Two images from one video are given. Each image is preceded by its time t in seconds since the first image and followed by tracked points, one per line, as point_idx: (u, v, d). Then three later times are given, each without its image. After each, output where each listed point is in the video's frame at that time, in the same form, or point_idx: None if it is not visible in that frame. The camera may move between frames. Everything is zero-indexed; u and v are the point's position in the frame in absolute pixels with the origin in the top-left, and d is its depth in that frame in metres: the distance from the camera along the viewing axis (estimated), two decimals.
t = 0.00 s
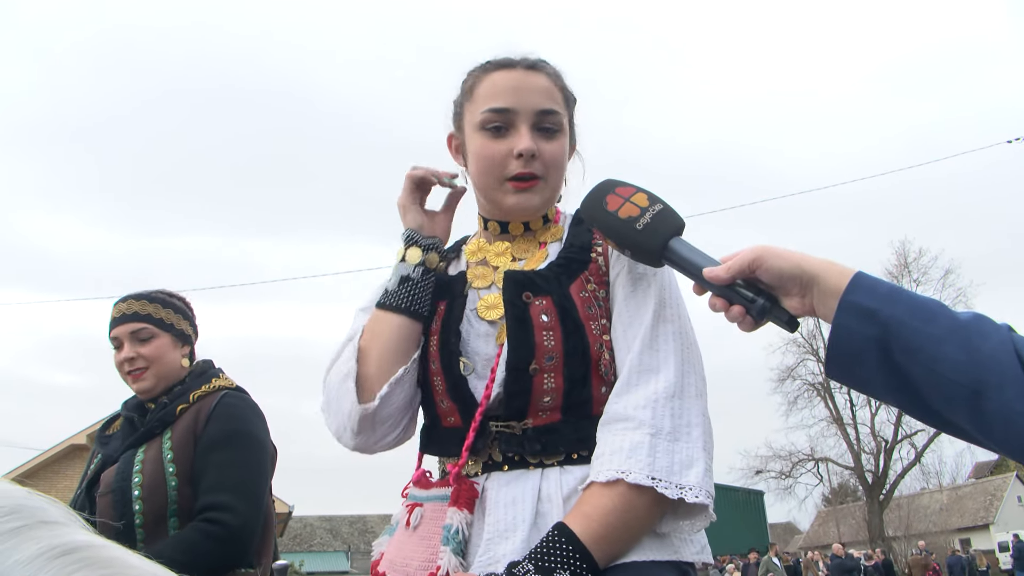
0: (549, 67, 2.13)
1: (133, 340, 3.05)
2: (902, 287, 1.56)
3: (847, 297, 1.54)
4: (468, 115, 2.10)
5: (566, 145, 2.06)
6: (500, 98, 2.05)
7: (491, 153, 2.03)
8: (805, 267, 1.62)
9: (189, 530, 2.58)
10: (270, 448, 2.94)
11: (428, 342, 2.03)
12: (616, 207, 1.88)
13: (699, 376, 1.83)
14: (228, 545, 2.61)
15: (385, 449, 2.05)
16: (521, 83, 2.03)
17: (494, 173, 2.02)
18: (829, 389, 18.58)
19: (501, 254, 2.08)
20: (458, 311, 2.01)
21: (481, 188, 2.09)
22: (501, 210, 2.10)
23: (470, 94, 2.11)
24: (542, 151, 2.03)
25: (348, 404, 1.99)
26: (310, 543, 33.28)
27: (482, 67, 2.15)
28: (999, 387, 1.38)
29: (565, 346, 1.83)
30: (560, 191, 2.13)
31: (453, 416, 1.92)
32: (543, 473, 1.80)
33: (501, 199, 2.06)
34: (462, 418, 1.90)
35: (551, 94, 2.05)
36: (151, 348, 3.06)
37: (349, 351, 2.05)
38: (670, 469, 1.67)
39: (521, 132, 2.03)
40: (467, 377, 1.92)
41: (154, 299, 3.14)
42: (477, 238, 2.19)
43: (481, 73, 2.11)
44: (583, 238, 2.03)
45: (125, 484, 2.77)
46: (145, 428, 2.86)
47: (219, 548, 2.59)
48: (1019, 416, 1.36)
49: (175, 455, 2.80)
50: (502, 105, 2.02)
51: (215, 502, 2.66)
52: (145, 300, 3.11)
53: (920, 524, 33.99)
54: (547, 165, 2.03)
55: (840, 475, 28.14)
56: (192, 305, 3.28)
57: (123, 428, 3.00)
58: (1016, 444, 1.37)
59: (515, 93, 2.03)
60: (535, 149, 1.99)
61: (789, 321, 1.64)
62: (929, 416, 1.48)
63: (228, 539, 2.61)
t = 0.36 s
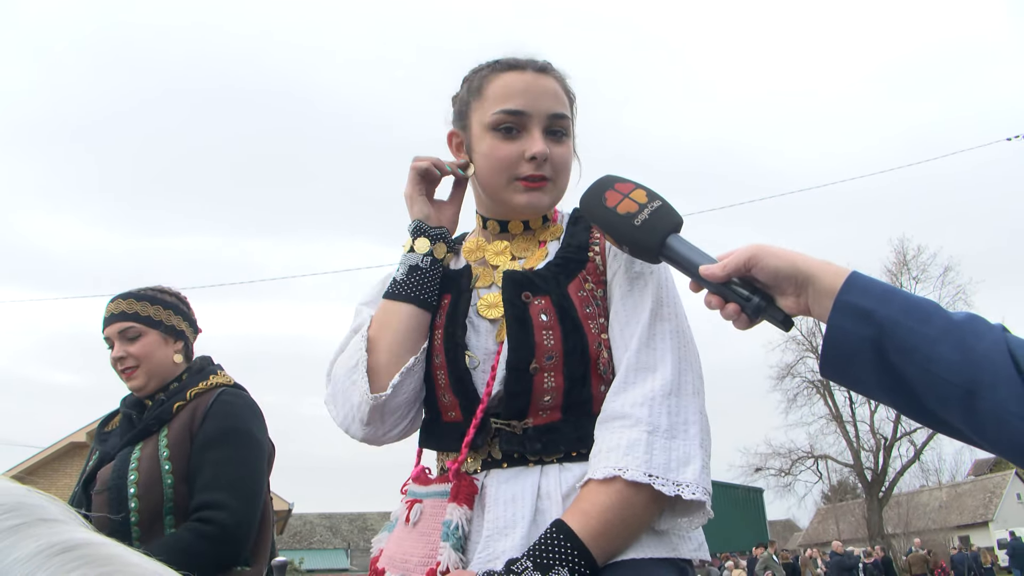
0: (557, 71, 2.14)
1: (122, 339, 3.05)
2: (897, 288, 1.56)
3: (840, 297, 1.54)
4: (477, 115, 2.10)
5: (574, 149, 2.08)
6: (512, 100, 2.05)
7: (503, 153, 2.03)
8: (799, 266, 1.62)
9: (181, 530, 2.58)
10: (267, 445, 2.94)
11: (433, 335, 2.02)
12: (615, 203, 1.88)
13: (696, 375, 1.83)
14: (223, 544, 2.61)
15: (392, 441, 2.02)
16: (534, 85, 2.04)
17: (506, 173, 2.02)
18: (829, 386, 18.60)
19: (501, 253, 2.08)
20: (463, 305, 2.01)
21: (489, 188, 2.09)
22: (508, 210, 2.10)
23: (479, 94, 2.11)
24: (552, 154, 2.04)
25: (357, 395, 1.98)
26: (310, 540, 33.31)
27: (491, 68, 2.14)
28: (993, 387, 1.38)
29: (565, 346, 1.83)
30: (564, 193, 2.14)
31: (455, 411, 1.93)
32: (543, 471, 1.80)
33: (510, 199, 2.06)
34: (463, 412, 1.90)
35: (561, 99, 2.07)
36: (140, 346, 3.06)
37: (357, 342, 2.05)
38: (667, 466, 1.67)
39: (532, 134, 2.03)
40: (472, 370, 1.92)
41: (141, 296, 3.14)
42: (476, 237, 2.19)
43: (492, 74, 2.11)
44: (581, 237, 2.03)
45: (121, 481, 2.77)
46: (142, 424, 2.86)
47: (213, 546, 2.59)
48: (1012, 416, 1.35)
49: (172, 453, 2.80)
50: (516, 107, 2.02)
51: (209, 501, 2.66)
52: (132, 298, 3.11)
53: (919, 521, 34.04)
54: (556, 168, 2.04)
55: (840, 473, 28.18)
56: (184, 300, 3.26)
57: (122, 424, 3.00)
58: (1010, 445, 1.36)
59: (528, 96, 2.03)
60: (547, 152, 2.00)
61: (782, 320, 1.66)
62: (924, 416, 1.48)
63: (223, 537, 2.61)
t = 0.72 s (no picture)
0: (559, 71, 2.13)
1: (121, 333, 3.07)
2: (893, 286, 1.55)
3: (835, 296, 1.54)
4: (479, 115, 2.10)
5: (575, 150, 2.08)
6: (513, 101, 2.05)
7: (503, 154, 2.04)
8: (794, 264, 1.62)
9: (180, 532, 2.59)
10: (267, 445, 2.95)
11: (434, 333, 2.03)
12: (611, 203, 1.89)
13: (696, 376, 1.84)
14: (223, 544, 2.61)
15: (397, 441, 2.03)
16: (535, 86, 2.04)
17: (506, 174, 2.03)
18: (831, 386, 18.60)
19: (502, 252, 2.08)
20: (463, 304, 2.01)
21: (490, 188, 2.09)
22: (509, 210, 2.11)
23: (481, 94, 2.11)
24: (552, 155, 2.04)
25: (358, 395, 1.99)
26: (312, 540, 33.34)
27: (494, 67, 2.14)
28: (986, 385, 1.38)
29: (565, 345, 1.84)
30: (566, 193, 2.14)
31: (456, 409, 1.93)
32: (543, 469, 1.80)
33: (510, 199, 2.07)
34: (464, 410, 1.91)
35: (562, 100, 2.07)
36: (138, 341, 3.07)
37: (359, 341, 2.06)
38: (667, 467, 1.67)
39: (533, 135, 2.03)
40: (472, 368, 1.92)
41: (143, 293, 3.15)
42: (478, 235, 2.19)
43: (494, 74, 2.10)
44: (582, 238, 2.03)
45: (121, 483, 2.77)
46: (142, 424, 2.86)
47: (213, 547, 2.59)
48: (1005, 415, 1.36)
49: (171, 454, 2.81)
50: (516, 108, 2.02)
51: (208, 502, 2.67)
52: (133, 295, 3.13)
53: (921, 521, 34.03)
54: (557, 169, 2.04)
55: (842, 472, 28.17)
56: (186, 299, 3.27)
57: (123, 424, 3.01)
58: (1003, 444, 1.37)
59: (530, 97, 2.03)
60: (547, 153, 2.00)
61: (778, 318, 1.66)
62: (919, 414, 1.48)
63: (223, 537, 2.61)
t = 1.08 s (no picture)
0: (545, 69, 2.07)
1: (132, 330, 3.09)
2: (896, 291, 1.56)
3: (841, 303, 1.54)
4: (466, 124, 2.10)
5: (561, 152, 2.04)
6: (493, 109, 2.02)
7: (486, 164, 2.03)
8: (801, 273, 1.63)
9: (188, 536, 2.60)
10: (275, 447, 2.94)
11: (427, 346, 2.01)
12: (614, 213, 1.88)
13: (702, 383, 1.85)
14: (230, 546, 2.61)
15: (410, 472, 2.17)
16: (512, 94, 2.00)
17: (489, 184, 2.03)
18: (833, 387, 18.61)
19: (503, 256, 2.08)
20: (457, 313, 1.99)
21: (481, 196, 2.11)
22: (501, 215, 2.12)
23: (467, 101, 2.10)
24: (535, 161, 2.01)
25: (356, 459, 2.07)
26: (314, 540, 33.37)
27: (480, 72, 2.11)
28: (991, 389, 1.39)
29: (566, 349, 1.84)
30: (560, 193, 2.12)
31: (457, 416, 1.94)
32: (544, 472, 1.80)
33: (497, 208, 2.07)
34: (465, 416, 1.91)
35: (544, 102, 2.02)
36: (148, 338, 3.08)
37: (347, 407, 2.06)
38: (675, 471, 1.68)
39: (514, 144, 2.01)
40: (469, 377, 1.92)
41: (157, 292, 3.18)
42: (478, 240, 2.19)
43: (477, 81, 2.08)
44: (584, 242, 2.04)
45: (129, 484, 2.78)
46: (150, 425, 2.88)
47: (219, 549, 2.59)
48: (1011, 421, 1.37)
49: (180, 454, 2.81)
50: (495, 118, 2.00)
51: (216, 505, 2.67)
52: (148, 293, 3.15)
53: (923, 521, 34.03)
54: (540, 175, 2.02)
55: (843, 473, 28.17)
56: (200, 301, 3.27)
57: (131, 424, 3.02)
58: (1007, 447, 1.38)
59: (507, 105, 2.00)
60: (526, 162, 1.98)
61: (785, 326, 1.67)
62: (923, 419, 1.49)
63: (230, 539, 2.61)
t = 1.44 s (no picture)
0: (517, 68, 2.01)
1: (136, 324, 3.09)
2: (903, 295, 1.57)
3: (850, 306, 1.55)
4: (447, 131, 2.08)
5: (539, 153, 1.99)
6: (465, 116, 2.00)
7: (466, 171, 2.02)
8: (811, 278, 1.62)
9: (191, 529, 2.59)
10: (279, 442, 2.94)
11: (427, 337, 1.98)
12: (622, 220, 1.87)
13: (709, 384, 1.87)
14: (232, 540, 2.61)
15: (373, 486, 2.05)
16: (481, 100, 1.97)
17: (469, 192, 2.02)
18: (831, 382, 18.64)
19: (499, 252, 2.09)
20: (457, 307, 1.98)
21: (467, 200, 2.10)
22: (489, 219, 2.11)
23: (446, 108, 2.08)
24: (510, 166, 1.98)
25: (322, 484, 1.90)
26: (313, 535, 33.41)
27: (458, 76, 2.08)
28: (1004, 389, 1.41)
29: (569, 343, 1.84)
30: (547, 191, 2.08)
31: (456, 410, 1.90)
32: (541, 464, 1.81)
33: (482, 212, 2.07)
34: (466, 410, 1.88)
35: (515, 105, 1.97)
36: (151, 332, 3.08)
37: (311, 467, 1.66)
38: (683, 463, 1.69)
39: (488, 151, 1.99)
40: (470, 371, 1.90)
41: (161, 286, 3.18)
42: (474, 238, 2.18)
43: (452, 87, 2.06)
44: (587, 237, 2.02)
45: (133, 478, 2.78)
46: (154, 419, 2.88)
47: (220, 544, 2.59)
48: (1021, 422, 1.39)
49: (184, 449, 2.82)
50: (465, 126, 1.98)
51: (220, 499, 2.67)
52: (152, 287, 3.15)
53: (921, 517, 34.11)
54: (518, 179, 2.00)
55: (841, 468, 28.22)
56: (204, 296, 3.28)
57: (134, 418, 3.02)
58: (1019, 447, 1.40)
59: (476, 112, 1.97)
60: (499, 169, 1.96)
61: (796, 330, 1.63)
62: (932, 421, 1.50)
63: (231, 534, 2.61)
